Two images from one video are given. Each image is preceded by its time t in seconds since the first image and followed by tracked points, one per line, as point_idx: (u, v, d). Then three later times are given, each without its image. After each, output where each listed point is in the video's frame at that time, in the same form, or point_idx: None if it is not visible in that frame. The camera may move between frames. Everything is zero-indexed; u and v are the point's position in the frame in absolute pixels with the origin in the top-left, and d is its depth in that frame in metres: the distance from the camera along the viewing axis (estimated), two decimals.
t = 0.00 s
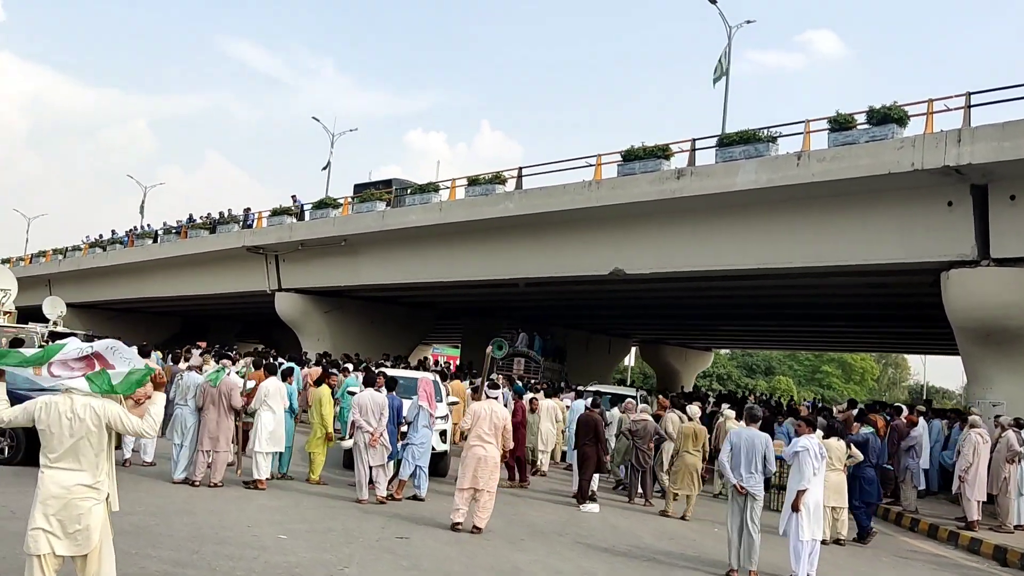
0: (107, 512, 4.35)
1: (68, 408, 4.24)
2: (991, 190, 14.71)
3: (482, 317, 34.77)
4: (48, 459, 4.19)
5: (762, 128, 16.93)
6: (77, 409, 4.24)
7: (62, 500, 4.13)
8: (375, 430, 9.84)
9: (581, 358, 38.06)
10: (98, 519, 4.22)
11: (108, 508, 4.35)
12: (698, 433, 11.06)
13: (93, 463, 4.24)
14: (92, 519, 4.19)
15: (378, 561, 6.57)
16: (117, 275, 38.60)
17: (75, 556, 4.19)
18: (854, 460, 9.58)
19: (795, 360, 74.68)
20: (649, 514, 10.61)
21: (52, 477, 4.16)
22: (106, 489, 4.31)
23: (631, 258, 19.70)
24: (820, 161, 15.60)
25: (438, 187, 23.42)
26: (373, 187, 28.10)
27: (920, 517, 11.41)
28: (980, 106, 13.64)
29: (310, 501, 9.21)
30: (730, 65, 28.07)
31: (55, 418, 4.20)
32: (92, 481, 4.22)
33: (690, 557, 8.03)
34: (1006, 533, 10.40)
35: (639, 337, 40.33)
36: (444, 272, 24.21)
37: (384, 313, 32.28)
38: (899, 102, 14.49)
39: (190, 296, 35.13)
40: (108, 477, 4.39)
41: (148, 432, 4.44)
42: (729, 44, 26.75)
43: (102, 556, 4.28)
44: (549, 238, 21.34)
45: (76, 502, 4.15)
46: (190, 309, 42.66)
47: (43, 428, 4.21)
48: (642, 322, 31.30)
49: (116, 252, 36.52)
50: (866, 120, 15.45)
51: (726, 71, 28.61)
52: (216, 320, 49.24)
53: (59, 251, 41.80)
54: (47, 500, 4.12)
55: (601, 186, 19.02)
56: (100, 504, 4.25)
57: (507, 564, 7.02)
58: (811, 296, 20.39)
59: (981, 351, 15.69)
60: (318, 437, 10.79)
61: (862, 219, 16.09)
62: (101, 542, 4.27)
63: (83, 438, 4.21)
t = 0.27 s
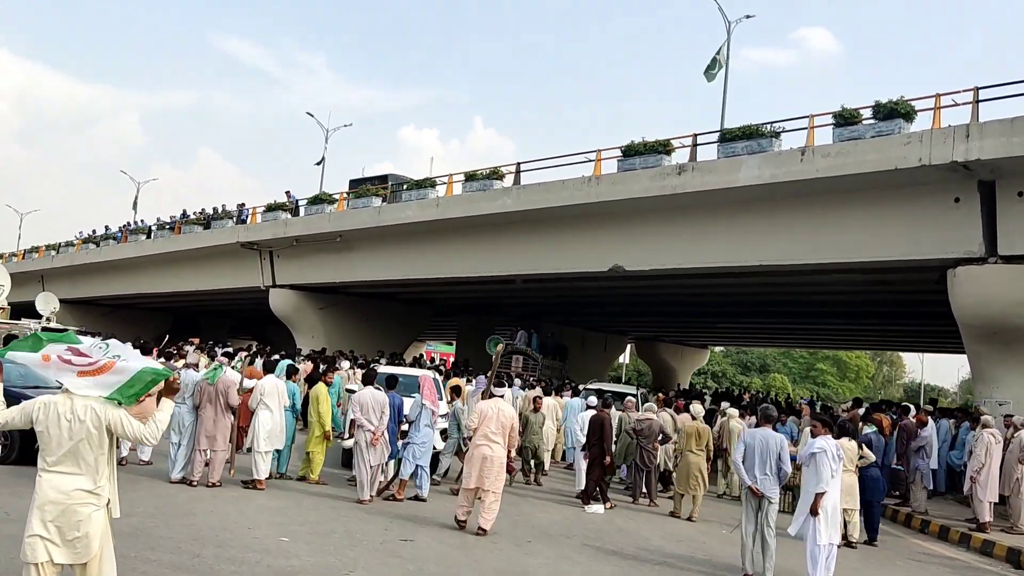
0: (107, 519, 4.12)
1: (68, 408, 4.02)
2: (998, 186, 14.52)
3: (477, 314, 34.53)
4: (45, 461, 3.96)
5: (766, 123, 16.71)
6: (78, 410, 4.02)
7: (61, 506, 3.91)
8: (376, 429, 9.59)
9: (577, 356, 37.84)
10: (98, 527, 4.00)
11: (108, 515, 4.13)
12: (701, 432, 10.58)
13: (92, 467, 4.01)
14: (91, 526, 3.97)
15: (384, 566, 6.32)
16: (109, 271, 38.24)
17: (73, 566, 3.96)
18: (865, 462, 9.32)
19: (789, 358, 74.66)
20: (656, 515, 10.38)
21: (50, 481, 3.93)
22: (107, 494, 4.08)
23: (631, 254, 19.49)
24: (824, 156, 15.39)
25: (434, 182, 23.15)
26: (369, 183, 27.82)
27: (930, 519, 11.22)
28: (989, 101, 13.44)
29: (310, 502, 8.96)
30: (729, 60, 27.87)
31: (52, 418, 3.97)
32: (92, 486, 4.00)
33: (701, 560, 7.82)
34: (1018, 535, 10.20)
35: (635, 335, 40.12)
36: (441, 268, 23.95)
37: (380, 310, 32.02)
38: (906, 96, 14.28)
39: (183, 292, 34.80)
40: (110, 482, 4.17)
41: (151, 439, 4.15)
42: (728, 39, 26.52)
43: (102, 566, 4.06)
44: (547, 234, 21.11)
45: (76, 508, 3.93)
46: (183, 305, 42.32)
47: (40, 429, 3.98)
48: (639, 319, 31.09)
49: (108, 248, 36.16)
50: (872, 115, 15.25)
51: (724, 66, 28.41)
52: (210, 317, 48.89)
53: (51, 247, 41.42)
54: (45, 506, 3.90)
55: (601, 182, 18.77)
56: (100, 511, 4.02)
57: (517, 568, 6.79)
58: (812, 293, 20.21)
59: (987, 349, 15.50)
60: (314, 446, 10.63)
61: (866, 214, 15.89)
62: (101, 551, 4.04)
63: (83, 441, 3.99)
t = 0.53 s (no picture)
0: (111, 528, 3.99)
1: (70, 413, 3.87)
2: (999, 182, 14.46)
3: (472, 311, 34.40)
4: (47, 469, 3.82)
5: (766, 119, 16.63)
6: (80, 415, 3.87)
7: (63, 516, 3.78)
8: (377, 431, 9.50)
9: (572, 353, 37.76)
10: (102, 537, 3.87)
11: (112, 523, 3.99)
12: (701, 430, 10.36)
13: (96, 476, 3.88)
14: (95, 537, 3.84)
15: (392, 571, 6.19)
16: (100, 268, 37.95)
17: None
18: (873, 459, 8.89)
19: (781, 354, 74.78)
20: (660, 515, 10.29)
21: (52, 490, 3.79)
22: (110, 503, 3.95)
23: (629, 251, 19.39)
24: (825, 152, 15.30)
25: (431, 179, 22.99)
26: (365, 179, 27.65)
27: (935, 517, 11.13)
28: (991, 97, 13.37)
29: (311, 504, 8.83)
30: (725, 56, 27.80)
31: (56, 424, 3.84)
32: (96, 495, 3.86)
33: (711, 561, 7.72)
34: None
35: (630, 331, 40.06)
36: (437, 265, 23.81)
37: (374, 307, 31.86)
38: (908, 92, 14.21)
39: (176, 289, 34.55)
40: (113, 490, 4.03)
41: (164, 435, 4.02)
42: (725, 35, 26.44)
43: None
44: (544, 231, 20.99)
45: (79, 518, 3.80)
46: (175, 302, 42.07)
47: (43, 436, 3.84)
48: (634, 316, 31.02)
49: (99, 245, 35.88)
50: (873, 111, 15.17)
51: (721, 62, 28.33)
52: (202, 314, 48.64)
53: (42, 243, 41.10)
54: (46, 516, 3.76)
55: (600, 178, 18.66)
56: (104, 519, 3.90)
57: (526, 571, 6.67)
58: (810, 290, 20.15)
59: (988, 347, 15.46)
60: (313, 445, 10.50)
61: (867, 211, 15.83)
62: (105, 561, 3.92)
63: (86, 448, 3.84)
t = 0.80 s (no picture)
0: (114, 532, 3.86)
1: (68, 415, 3.69)
2: (998, 176, 14.41)
3: (464, 306, 34.27)
4: (46, 474, 3.67)
5: (764, 112, 16.54)
6: (78, 417, 3.68)
7: (63, 523, 3.63)
8: (373, 427, 9.45)
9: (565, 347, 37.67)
10: (106, 541, 3.75)
11: (114, 527, 3.86)
12: (700, 424, 10.29)
13: (97, 480, 3.73)
14: (98, 544, 3.71)
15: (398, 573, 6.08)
16: (88, 263, 37.59)
17: None
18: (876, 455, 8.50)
19: (771, 348, 74.94)
20: (663, 511, 10.21)
21: (51, 496, 3.65)
22: (113, 507, 3.81)
23: (625, 246, 19.31)
24: (824, 146, 15.22)
25: (425, 173, 22.81)
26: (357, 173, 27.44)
27: (937, 513, 11.07)
28: (991, 89, 13.30)
29: (312, 503, 8.71)
30: (719, 49, 27.71)
31: (54, 426, 3.66)
32: (98, 501, 3.72)
33: (718, 560, 7.63)
34: None
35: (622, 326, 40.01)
36: (430, 260, 23.66)
37: (367, 301, 31.68)
38: (907, 85, 14.14)
39: (166, 284, 34.28)
40: (116, 491, 3.89)
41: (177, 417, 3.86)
42: (719, 28, 26.35)
43: None
44: (540, 225, 20.86)
45: (80, 525, 3.66)
46: (164, 297, 41.74)
47: (40, 437, 3.67)
48: (627, 311, 30.93)
49: (87, 239, 35.54)
50: (872, 104, 15.10)
51: (715, 55, 28.23)
52: (191, 309, 48.30)
53: (29, 238, 40.69)
54: (46, 523, 3.62)
55: (596, 172, 18.54)
56: (108, 523, 3.77)
57: (534, 572, 6.56)
58: (806, 284, 20.11)
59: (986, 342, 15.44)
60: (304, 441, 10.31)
61: (865, 205, 15.77)
62: (109, 566, 3.80)
63: (87, 452, 3.69)
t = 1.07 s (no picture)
0: (107, 542, 3.66)
1: (56, 420, 3.50)
2: (993, 169, 14.35)
3: (453, 300, 34.09)
4: (34, 481, 3.48)
5: (758, 104, 16.42)
6: (66, 420, 3.50)
7: (51, 533, 3.44)
8: (365, 422, 9.30)
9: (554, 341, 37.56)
10: (98, 552, 3.54)
11: (107, 536, 3.66)
12: (696, 419, 10.13)
13: (88, 487, 3.53)
14: (89, 554, 3.51)
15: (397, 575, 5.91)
16: (72, 256, 37.13)
17: None
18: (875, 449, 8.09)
19: (758, 342, 75.11)
20: (660, 508, 10.09)
21: (39, 504, 3.45)
22: (105, 515, 3.62)
23: (617, 239, 19.17)
24: (818, 139, 15.11)
25: (415, 165, 22.57)
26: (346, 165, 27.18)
27: (935, 508, 10.99)
28: (988, 81, 13.21)
29: (305, 502, 8.53)
30: (710, 42, 27.59)
31: (42, 430, 3.48)
32: (89, 508, 3.53)
33: (721, 559, 7.51)
34: None
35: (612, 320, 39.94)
36: (420, 254, 23.45)
37: (355, 296, 31.44)
38: (903, 77, 14.04)
39: (151, 278, 33.90)
40: (109, 498, 3.69)
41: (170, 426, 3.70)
42: (710, 20, 26.23)
43: None
44: (531, 218, 20.68)
45: (70, 534, 3.47)
46: (149, 291, 41.32)
47: (27, 442, 3.48)
48: (617, 304, 30.83)
49: (71, 233, 35.10)
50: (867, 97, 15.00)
51: (705, 48, 28.11)
52: (177, 303, 47.87)
53: (11, 232, 40.15)
54: (34, 533, 3.43)
55: (588, 165, 18.38)
56: (100, 532, 3.57)
57: (536, 573, 6.41)
58: (798, 278, 20.04)
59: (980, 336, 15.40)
60: (293, 437, 10.10)
61: (859, 198, 15.69)
62: None
63: (76, 458, 3.49)
